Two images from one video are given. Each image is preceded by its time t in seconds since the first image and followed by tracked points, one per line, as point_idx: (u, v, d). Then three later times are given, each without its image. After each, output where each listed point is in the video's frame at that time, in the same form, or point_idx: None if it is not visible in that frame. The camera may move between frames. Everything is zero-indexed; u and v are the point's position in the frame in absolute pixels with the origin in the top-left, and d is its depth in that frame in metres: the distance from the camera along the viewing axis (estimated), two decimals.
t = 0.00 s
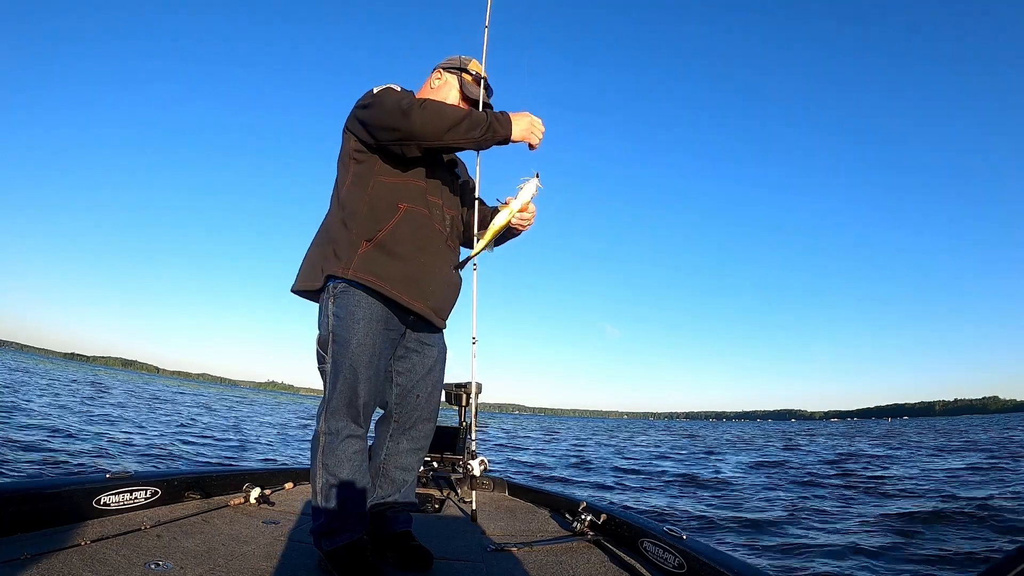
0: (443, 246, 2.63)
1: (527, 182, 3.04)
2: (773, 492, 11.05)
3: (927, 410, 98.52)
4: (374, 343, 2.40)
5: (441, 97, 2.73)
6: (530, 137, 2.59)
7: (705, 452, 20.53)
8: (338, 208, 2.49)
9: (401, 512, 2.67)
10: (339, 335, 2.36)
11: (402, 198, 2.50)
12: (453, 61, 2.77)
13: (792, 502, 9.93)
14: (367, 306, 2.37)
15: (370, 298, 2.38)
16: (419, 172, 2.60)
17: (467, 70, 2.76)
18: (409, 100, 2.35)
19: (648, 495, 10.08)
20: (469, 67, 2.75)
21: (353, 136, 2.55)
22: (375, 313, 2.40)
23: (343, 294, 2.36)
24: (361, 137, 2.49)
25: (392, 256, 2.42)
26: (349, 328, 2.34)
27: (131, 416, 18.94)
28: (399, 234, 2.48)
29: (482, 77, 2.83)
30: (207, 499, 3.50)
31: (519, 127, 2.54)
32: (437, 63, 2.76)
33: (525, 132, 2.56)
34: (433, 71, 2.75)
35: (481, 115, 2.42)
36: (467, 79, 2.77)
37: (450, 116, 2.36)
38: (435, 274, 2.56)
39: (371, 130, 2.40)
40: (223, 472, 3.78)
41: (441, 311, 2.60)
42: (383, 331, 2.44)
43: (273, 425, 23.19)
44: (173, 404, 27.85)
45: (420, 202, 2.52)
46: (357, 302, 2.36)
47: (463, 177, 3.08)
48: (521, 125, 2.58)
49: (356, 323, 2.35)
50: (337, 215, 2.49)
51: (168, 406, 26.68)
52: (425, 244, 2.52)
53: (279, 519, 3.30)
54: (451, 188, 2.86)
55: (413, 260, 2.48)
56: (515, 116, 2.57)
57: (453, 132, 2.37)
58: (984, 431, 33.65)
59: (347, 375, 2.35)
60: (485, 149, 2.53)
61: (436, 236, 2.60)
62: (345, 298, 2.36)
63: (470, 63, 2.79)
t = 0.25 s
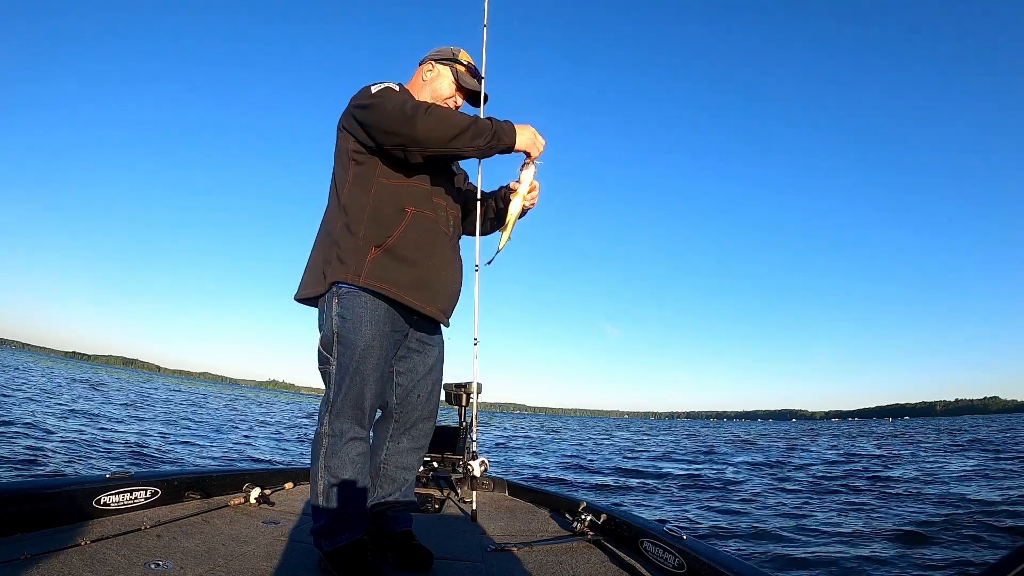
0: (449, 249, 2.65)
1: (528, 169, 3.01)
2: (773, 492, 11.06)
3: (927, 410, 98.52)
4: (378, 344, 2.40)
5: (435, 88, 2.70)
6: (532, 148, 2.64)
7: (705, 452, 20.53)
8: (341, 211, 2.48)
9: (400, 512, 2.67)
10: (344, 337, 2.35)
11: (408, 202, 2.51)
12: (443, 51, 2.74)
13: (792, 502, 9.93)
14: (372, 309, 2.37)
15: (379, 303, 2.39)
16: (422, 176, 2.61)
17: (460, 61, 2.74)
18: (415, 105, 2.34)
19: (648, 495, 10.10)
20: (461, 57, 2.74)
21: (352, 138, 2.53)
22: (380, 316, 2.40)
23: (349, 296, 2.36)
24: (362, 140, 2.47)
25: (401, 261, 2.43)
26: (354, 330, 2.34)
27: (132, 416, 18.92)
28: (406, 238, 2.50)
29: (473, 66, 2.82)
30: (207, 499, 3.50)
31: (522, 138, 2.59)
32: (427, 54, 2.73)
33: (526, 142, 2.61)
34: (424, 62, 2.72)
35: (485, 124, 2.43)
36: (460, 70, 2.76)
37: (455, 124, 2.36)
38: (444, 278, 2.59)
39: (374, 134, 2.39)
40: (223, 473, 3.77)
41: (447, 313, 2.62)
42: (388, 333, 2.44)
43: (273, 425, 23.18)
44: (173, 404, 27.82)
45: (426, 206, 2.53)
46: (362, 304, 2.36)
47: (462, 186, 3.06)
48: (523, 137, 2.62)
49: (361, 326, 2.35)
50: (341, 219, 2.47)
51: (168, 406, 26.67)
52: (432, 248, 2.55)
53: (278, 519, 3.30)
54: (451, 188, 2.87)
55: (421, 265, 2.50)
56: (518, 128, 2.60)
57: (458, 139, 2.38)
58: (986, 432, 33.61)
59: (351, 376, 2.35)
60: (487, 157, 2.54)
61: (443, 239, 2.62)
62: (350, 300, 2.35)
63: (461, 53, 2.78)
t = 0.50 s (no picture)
0: (449, 248, 2.66)
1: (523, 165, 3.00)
2: (773, 492, 11.06)
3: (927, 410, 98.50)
4: (379, 344, 2.40)
5: (429, 84, 2.69)
6: (528, 146, 2.67)
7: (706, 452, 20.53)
8: (340, 212, 2.48)
9: (400, 512, 2.67)
10: (346, 337, 2.35)
11: (409, 203, 2.51)
12: (435, 47, 2.74)
13: (793, 502, 9.91)
14: (374, 310, 2.38)
15: (382, 304, 2.39)
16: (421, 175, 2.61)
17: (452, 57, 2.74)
18: (414, 105, 2.34)
19: (647, 495, 10.10)
20: (454, 54, 2.75)
21: (349, 138, 2.52)
22: (382, 316, 2.40)
23: (351, 297, 2.36)
24: (360, 140, 2.46)
25: (403, 262, 2.44)
26: (356, 331, 2.34)
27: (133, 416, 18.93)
28: (408, 239, 2.50)
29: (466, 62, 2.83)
30: (207, 499, 3.50)
31: (520, 135, 2.62)
32: (419, 50, 2.73)
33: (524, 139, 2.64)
34: (416, 58, 2.71)
35: (483, 123, 2.45)
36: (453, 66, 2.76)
37: (454, 123, 2.37)
38: (445, 278, 2.60)
39: (373, 135, 2.38)
40: (223, 472, 3.77)
41: (449, 312, 2.63)
42: (390, 333, 2.44)
43: (274, 425, 23.18)
44: (174, 404, 27.83)
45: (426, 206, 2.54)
46: (363, 305, 2.36)
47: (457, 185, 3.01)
48: (520, 135, 2.64)
49: (363, 326, 2.35)
50: (340, 221, 2.46)
51: (170, 406, 26.68)
52: (434, 248, 2.56)
53: (279, 519, 3.30)
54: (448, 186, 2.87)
55: (423, 265, 2.51)
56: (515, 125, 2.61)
57: (458, 139, 2.39)
58: (989, 430, 33.42)
59: (352, 377, 2.35)
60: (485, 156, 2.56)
61: (444, 238, 2.63)
62: (351, 301, 2.36)
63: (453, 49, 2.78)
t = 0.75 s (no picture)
0: (449, 247, 2.67)
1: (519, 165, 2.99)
2: (774, 492, 11.05)
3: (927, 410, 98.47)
4: (379, 344, 2.40)
5: (424, 85, 2.69)
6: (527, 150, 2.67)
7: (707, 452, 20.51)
8: (340, 214, 2.48)
9: (399, 511, 2.67)
10: (347, 337, 2.35)
11: (409, 203, 2.51)
12: (431, 49, 2.75)
13: (793, 501, 9.91)
14: (375, 310, 2.37)
15: (383, 304, 2.39)
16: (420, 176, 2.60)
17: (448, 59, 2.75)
18: (414, 106, 2.34)
19: (648, 495, 10.10)
20: (450, 56, 2.75)
21: (347, 140, 2.52)
22: (383, 316, 2.40)
23: (351, 298, 2.36)
24: (360, 142, 2.46)
25: (404, 262, 2.44)
26: (356, 331, 2.34)
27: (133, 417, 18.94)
28: (409, 239, 2.50)
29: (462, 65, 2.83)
30: (207, 499, 3.50)
31: (520, 139, 2.61)
32: (415, 51, 2.73)
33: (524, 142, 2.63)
34: (412, 60, 2.72)
35: (483, 126, 2.44)
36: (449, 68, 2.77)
37: (454, 125, 2.37)
38: (445, 277, 2.60)
39: (373, 137, 2.38)
40: (222, 473, 3.77)
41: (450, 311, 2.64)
42: (390, 333, 2.44)
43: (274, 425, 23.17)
44: (174, 405, 27.82)
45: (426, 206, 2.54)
46: (364, 305, 2.36)
47: (451, 185, 3.05)
48: (520, 139, 2.64)
49: (364, 326, 2.35)
50: (340, 223, 2.46)
51: (170, 406, 26.67)
52: (435, 247, 2.56)
53: (279, 519, 3.30)
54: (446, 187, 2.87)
55: (424, 264, 2.51)
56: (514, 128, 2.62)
57: (458, 141, 2.39)
58: (990, 429, 33.41)
59: (353, 377, 2.35)
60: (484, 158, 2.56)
61: (444, 238, 2.63)
62: (352, 302, 2.35)
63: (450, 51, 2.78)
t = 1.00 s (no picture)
0: (448, 247, 2.66)
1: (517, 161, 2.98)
2: (773, 492, 11.07)
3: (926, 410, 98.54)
4: (378, 343, 2.39)
5: (424, 87, 2.70)
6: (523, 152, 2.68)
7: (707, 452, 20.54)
8: (339, 214, 2.48)
9: (398, 511, 2.66)
10: (346, 337, 2.35)
11: (408, 203, 2.51)
12: (430, 49, 2.75)
13: (792, 501, 9.92)
14: (375, 309, 2.37)
15: (382, 303, 2.40)
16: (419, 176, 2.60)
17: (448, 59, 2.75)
18: (412, 106, 2.35)
19: (648, 495, 10.11)
20: (450, 57, 2.75)
21: (346, 141, 2.53)
22: (382, 316, 2.40)
23: (351, 297, 2.36)
24: (358, 142, 2.46)
25: (403, 262, 2.44)
26: (356, 331, 2.34)
27: (132, 417, 18.95)
28: (408, 239, 2.50)
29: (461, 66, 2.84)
30: (207, 499, 3.50)
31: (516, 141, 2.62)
32: (415, 52, 2.74)
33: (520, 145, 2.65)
34: (411, 61, 2.72)
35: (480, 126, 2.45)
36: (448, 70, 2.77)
37: (452, 125, 2.37)
38: (444, 277, 2.60)
39: (372, 137, 2.38)
40: (223, 473, 3.77)
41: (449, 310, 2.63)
42: (390, 333, 2.44)
43: (273, 425, 23.18)
44: (174, 405, 27.82)
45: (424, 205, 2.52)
46: (364, 305, 2.36)
47: (451, 185, 3.03)
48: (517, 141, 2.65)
49: (363, 326, 2.35)
50: (339, 223, 2.46)
51: (169, 406, 26.66)
52: (434, 247, 2.56)
53: (279, 519, 3.30)
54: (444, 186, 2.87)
55: (423, 264, 2.51)
56: (511, 130, 2.62)
57: (456, 140, 2.39)
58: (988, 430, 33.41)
59: (352, 377, 2.35)
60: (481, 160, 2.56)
61: (443, 238, 2.63)
62: (351, 302, 2.36)
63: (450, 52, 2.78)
